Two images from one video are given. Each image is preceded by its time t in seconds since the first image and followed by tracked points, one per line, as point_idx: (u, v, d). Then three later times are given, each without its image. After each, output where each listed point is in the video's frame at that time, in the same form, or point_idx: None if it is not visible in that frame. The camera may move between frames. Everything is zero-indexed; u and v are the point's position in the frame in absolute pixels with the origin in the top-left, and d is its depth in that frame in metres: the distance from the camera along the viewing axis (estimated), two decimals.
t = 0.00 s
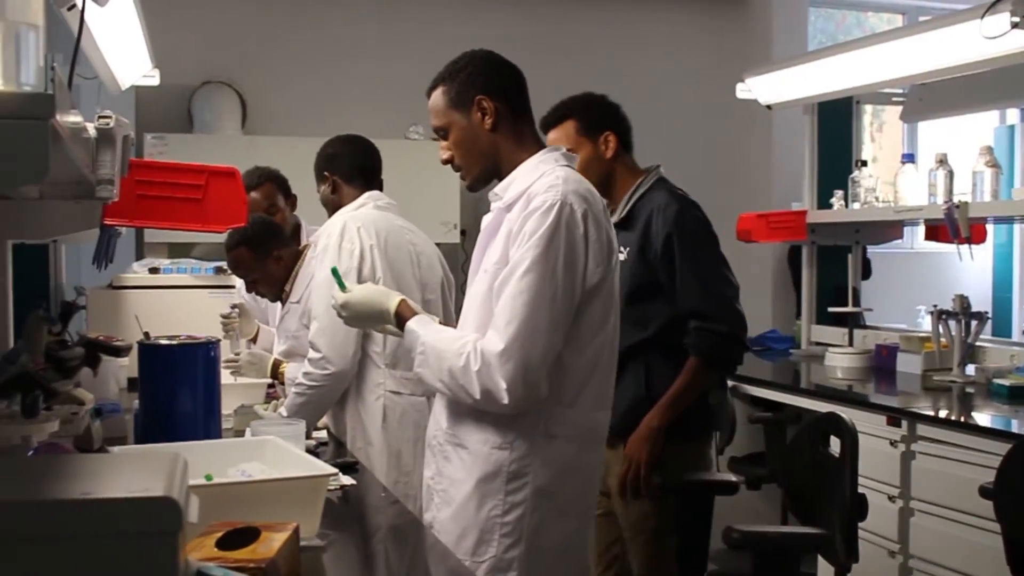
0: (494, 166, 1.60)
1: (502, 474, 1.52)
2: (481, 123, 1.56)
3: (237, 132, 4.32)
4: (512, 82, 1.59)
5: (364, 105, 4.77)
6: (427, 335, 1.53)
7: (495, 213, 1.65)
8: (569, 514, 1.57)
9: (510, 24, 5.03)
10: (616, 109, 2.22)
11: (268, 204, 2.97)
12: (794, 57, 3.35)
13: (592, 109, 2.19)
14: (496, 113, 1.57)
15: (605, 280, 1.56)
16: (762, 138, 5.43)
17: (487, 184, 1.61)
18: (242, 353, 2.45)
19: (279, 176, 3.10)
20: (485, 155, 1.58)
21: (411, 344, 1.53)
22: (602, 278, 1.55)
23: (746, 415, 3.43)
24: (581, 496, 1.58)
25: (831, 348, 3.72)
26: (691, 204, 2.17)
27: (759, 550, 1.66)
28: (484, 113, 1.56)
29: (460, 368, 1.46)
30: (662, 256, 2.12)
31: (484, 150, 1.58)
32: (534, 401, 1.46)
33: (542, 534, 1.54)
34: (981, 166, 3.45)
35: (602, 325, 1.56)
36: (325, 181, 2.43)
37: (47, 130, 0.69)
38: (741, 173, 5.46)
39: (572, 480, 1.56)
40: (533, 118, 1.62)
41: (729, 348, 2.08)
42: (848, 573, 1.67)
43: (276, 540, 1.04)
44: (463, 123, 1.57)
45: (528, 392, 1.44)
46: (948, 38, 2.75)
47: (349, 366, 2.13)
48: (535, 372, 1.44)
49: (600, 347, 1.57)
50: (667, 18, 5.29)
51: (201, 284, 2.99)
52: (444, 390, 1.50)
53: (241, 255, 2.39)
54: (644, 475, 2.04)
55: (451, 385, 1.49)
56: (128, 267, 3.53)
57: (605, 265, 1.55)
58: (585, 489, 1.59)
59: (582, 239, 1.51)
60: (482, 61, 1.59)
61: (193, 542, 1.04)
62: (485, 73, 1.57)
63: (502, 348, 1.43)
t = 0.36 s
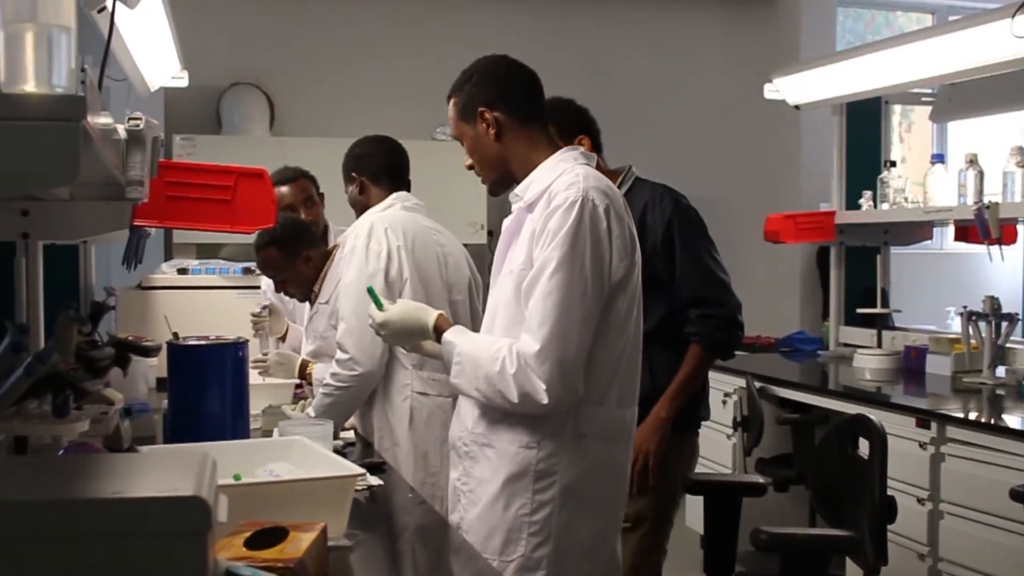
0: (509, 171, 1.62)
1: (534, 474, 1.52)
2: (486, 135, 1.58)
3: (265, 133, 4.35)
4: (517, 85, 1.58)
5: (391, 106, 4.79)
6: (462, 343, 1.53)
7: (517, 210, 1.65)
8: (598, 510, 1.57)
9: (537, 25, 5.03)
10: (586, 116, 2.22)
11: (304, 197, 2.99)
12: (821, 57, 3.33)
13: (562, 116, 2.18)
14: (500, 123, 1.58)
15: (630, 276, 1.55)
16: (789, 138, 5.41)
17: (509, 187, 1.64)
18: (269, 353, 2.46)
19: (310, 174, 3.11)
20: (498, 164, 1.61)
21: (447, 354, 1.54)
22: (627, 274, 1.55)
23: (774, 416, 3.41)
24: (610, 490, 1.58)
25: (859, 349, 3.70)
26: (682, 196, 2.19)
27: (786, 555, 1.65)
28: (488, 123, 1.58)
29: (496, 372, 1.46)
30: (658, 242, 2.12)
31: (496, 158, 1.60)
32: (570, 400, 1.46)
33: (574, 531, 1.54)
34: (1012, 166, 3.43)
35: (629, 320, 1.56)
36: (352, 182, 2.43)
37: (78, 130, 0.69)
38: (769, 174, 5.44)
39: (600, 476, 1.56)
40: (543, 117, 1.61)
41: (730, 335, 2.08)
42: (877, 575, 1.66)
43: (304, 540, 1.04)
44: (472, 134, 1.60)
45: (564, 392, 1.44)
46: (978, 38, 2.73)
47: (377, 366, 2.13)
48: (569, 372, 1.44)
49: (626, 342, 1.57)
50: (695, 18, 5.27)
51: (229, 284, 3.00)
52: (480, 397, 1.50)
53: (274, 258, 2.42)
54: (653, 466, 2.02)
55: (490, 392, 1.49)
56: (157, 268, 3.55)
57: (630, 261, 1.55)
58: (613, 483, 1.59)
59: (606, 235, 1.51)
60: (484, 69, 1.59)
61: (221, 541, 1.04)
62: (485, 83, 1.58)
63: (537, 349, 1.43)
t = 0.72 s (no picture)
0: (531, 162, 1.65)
1: (549, 479, 1.52)
2: (506, 126, 1.62)
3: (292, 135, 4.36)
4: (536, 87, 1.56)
5: (417, 107, 4.80)
6: (480, 349, 1.55)
7: (532, 208, 1.65)
8: (616, 512, 1.56)
9: (563, 25, 5.03)
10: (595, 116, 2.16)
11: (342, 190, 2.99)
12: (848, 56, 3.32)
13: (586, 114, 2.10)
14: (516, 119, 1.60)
15: (643, 275, 1.54)
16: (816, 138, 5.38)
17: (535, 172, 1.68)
18: (297, 354, 2.47)
19: (348, 171, 3.11)
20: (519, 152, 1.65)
21: (465, 361, 1.55)
22: (640, 274, 1.54)
23: (800, 417, 3.40)
24: (627, 493, 1.57)
25: (887, 350, 3.69)
26: (680, 200, 2.22)
27: (814, 556, 1.64)
28: (503, 117, 1.61)
29: (508, 380, 1.47)
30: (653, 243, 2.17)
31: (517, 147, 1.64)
32: (582, 406, 1.46)
33: (593, 535, 1.54)
34: None
35: (643, 322, 1.54)
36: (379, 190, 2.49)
37: (107, 131, 0.70)
38: (795, 174, 5.41)
39: (617, 479, 1.55)
40: (572, 115, 1.59)
41: (719, 343, 2.11)
42: None
43: (331, 540, 1.05)
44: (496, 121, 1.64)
45: (574, 397, 1.44)
46: (1006, 36, 2.71)
47: (399, 366, 2.13)
48: (578, 377, 1.44)
49: (641, 344, 1.56)
50: (720, 17, 5.26)
51: (255, 284, 3.01)
52: (496, 404, 1.51)
53: (297, 254, 2.42)
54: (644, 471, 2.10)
55: (504, 398, 1.50)
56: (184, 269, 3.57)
57: (643, 261, 1.53)
58: (630, 486, 1.58)
59: (614, 236, 1.49)
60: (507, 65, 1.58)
61: (249, 540, 1.05)
62: (504, 80, 1.58)
63: (546, 354, 1.43)
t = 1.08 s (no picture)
0: (558, 162, 1.64)
1: (568, 484, 1.54)
2: (531, 122, 1.61)
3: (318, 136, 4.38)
4: (571, 76, 1.59)
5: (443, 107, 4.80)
6: (495, 361, 1.55)
7: (557, 207, 1.65)
8: (638, 518, 1.56)
9: (589, 26, 5.03)
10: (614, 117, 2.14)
11: (370, 191, 3.00)
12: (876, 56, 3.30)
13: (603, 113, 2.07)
14: (544, 113, 1.60)
15: (667, 280, 1.52)
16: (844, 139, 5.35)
17: (554, 177, 1.67)
18: (324, 353, 2.43)
19: (378, 171, 3.11)
20: (544, 154, 1.64)
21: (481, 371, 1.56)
22: (662, 278, 1.51)
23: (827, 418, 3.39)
24: (649, 501, 1.56)
25: (915, 351, 3.66)
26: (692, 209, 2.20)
27: (842, 558, 1.62)
28: (535, 113, 1.61)
29: (526, 391, 1.49)
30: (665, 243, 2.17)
31: (544, 148, 1.63)
32: (603, 413, 1.46)
33: (613, 541, 1.54)
34: None
35: (666, 327, 1.53)
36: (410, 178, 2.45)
37: (136, 132, 0.70)
38: (823, 174, 5.39)
39: (638, 486, 1.55)
40: (600, 111, 1.63)
41: (728, 361, 2.13)
42: None
43: (359, 539, 1.05)
44: (521, 122, 1.63)
45: (592, 407, 1.44)
46: None
47: (425, 367, 2.13)
48: (596, 387, 1.43)
49: (663, 350, 1.54)
50: (748, 17, 5.24)
51: (283, 284, 3.03)
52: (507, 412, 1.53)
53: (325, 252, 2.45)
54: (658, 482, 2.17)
55: (520, 409, 1.51)
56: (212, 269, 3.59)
57: (666, 265, 1.51)
58: (653, 492, 1.57)
59: (633, 242, 1.48)
60: (537, 58, 1.61)
61: (277, 539, 1.06)
62: (538, 72, 1.60)
63: (564, 365, 1.44)
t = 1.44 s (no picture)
0: (577, 164, 1.64)
1: (600, 488, 1.53)
2: (552, 127, 1.60)
3: (341, 136, 4.40)
4: (585, 76, 1.61)
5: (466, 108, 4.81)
6: (526, 372, 1.54)
7: (580, 211, 1.65)
8: (670, 520, 1.56)
9: (612, 26, 5.03)
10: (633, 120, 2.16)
11: (386, 195, 3.02)
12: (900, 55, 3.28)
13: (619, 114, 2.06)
14: (566, 115, 1.60)
15: (694, 281, 1.52)
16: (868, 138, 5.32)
17: (571, 182, 1.66)
18: (347, 351, 2.46)
19: (393, 174, 3.14)
20: (563, 158, 1.63)
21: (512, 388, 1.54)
22: (691, 279, 1.52)
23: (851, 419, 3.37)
24: (680, 499, 1.57)
25: (939, 352, 3.65)
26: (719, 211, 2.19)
27: (869, 561, 1.62)
28: (554, 117, 1.60)
29: (563, 399, 1.47)
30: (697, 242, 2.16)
31: (564, 153, 1.62)
32: (643, 417, 1.45)
33: (647, 541, 1.54)
34: None
35: (694, 328, 1.54)
36: (462, 170, 2.44)
37: (159, 134, 0.70)
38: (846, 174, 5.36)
39: (667, 488, 1.55)
40: (612, 112, 1.65)
41: (757, 365, 2.13)
42: None
43: (383, 539, 1.05)
44: (537, 128, 1.61)
45: (634, 410, 1.43)
46: None
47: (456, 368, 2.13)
48: (636, 389, 1.43)
49: (690, 351, 1.55)
50: (771, 17, 5.23)
51: (306, 285, 3.04)
52: (542, 423, 1.52)
53: (353, 254, 2.47)
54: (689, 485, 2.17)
55: (553, 417, 1.50)
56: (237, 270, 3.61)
57: (694, 266, 1.52)
58: (683, 491, 1.57)
59: (664, 244, 1.48)
60: (546, 64, 1.62)
61: (301, 539, 1.06)
62: (553, 75, 1.60)
63: (603, 370, 1.42)
